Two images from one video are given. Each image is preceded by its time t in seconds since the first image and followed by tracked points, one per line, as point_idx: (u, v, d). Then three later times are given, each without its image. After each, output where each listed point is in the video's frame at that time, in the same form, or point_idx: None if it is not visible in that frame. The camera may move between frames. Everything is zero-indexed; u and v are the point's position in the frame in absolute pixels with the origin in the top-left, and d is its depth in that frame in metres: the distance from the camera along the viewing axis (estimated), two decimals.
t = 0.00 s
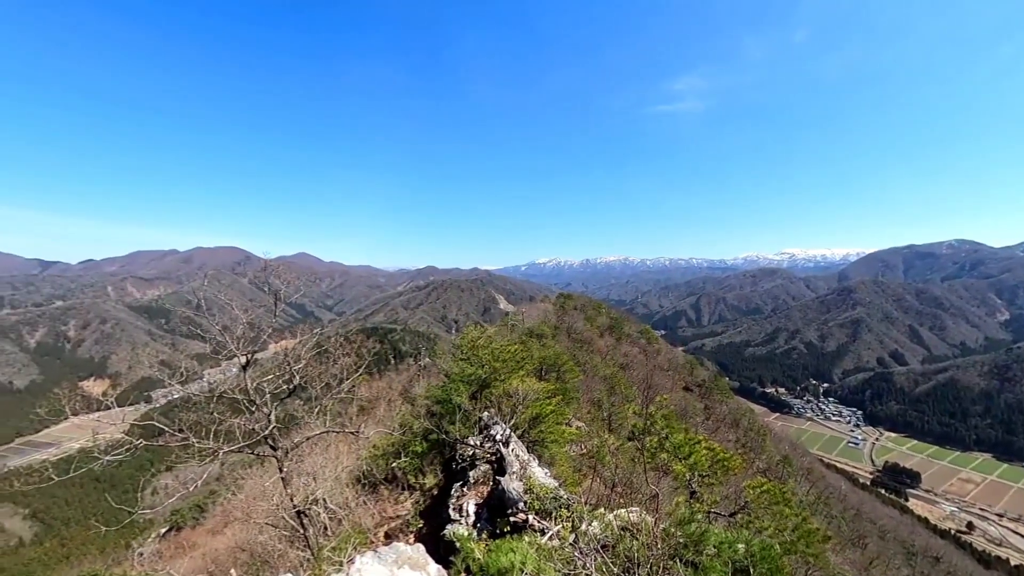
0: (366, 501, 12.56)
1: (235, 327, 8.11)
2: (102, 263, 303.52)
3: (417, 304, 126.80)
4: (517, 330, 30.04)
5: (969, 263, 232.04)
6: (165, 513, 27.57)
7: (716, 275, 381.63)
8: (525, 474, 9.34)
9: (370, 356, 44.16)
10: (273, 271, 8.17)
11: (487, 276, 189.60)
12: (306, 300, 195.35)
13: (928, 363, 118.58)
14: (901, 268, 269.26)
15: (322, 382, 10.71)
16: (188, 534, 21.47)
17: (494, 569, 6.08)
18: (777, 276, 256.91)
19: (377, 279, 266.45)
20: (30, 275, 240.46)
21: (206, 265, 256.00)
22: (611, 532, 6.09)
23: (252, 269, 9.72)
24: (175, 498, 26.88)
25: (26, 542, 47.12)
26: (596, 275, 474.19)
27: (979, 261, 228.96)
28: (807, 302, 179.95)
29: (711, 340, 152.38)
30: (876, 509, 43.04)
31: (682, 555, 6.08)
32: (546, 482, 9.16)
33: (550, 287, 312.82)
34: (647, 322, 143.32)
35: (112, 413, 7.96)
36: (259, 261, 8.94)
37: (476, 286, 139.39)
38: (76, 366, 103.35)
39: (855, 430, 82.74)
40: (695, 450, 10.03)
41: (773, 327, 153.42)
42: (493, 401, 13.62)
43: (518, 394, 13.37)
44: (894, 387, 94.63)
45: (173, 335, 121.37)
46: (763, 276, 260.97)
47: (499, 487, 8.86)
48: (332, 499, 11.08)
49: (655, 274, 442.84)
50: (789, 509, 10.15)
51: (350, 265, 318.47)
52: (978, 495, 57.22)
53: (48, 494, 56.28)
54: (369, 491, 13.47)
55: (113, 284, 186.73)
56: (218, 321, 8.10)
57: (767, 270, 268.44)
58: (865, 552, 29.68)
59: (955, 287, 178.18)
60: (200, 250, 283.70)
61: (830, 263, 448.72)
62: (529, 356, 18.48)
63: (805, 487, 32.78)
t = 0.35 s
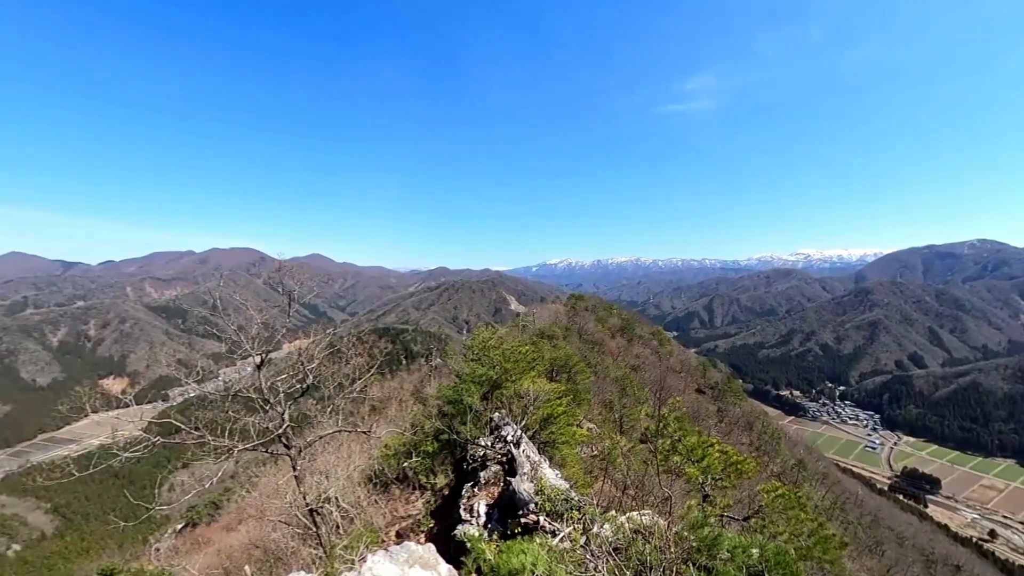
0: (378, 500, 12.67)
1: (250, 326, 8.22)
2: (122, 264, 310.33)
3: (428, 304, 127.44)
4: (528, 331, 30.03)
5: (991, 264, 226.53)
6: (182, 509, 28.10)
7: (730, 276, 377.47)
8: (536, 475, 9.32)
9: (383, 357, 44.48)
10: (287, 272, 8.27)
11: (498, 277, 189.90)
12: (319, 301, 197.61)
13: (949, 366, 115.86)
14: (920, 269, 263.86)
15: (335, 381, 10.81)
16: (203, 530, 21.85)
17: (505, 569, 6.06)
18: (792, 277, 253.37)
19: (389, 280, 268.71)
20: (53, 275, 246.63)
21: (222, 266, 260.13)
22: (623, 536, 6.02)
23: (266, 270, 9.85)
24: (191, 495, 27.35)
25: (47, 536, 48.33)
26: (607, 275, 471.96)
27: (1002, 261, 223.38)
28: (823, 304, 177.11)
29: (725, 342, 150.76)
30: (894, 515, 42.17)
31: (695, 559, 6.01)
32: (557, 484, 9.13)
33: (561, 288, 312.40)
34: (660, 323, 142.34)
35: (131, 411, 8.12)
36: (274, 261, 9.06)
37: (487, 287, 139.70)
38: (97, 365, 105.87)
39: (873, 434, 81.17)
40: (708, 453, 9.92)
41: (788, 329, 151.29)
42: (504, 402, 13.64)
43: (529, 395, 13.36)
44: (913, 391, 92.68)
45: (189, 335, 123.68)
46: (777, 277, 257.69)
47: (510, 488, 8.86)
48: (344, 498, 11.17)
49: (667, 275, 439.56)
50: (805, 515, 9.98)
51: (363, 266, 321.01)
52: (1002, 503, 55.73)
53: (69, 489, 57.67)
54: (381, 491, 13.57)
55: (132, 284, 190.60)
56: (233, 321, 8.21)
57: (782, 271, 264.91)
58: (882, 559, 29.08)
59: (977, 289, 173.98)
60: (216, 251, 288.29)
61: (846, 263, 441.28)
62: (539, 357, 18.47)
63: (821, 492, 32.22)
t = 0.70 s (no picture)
0: (388, 499, 12.78)
1: (263, 326, 8.30)
2: (139, 265, 316.35)
3: (438, 305, 127.85)
4: (538, 331, 29.98)
5: (1012, 264, 221.38)
6: (195, 505, 28.49)
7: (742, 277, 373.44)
8: (546, 476, 9.29)
9: (393, 357, 44.71)
10: (300, 273, 8.40)
11: (508, 278, 190.14)
12: (331, 301, 199.39)
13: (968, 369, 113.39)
14: (938, 270, 258.95)
15: (346, 381, 10.91)
16: (216, 527, 22.17)
17: (515, 571, 6.05)
18: (806, 278, 250.13)
19: (399, 281, 269.92)
20: (73, 275, 252.33)
21: (236, 267, 263.76)
22: (633, 537, 6.00)
23: (278, 271, 10.00)
24: (206, 492, 27.77)
25: (66, 530, 49.48)
26: (618, 276, 469.77)
27: None
28: (838, 305, 174.57)
29: (737, 343, 149.21)
30: (910, 521, 41.40)
31: (707, 561, 5.99)
32: (567, 485, 9.12)
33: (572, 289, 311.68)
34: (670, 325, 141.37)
35: (148, 409, 8.29)
36: (286, 261, 9.15)
37: (497, 288, 139.85)
38: (114, 363, 108.11)
39: (889, 438, 79.75)
40: (719, 455, 9.80)
41: (802, 330, 149.27)
42: (514, 403, 13.65)
43: (539, 396, 13.37)
44: (931, 394, 90.84)
45: (204, 334, 125.66)
46: (791, 278, 254.37)
47: (519, 488, 8.88)
48: (355, 497, 11.27)
49: (679, 276, 436.28)
50: (819, 520, 9.82)
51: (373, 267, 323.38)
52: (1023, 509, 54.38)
53: (87, 485, 58.90)
54: (392, 490, 13.68)
55: (149, 285, 194.21)
56: (247, 321, 8.32)
57: (796, 272, 261.36)
58: (899, 565, 28.52)
59: (998, 290, 170.19)
60: (230, 252, 292.45)
61: (861, 264, 434.50)
62: (549, 357, 18.45)
63: (835, 496, 31.69)
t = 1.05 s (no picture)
0: (399, 498, 12.87)
1: (277, 326, 8.43)
2: (157, 266, 322.35)
3: (450, 306, 128.32)
4: (549, 332, 29.97)
5: None
6: (211, 503, 28.94)
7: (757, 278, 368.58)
8: (557, 478, 9.28)
9: (405, 358, 44.96)
10: (312, 274, 8.51)
11: (519, 279, 190.11)
12: (343, 302, 201.44)
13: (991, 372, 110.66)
14: (959, 270, 252.95)
15: (358, 381, 11.00)
16: (231, 524, 22.51)
17: (525, 572, 6.06)
18: (822, 278, 246.26)
19: (411, 282, 271.53)
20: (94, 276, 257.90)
21: (251, 268, 267.56)
22: (644, 540, 5.97)
23: (291, 271, 10.14)
24: (221, 489, 28.22)
25: (87, 525, 50.75)
26: (629, 277, 467.43)
27: None
28: (854, 306, 171.57)
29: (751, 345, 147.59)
30: (929, 527, 40.52)
31: (719, 567, 5.94)
32: (578, 487, 9.08)
33: (583, 290, 310.36)
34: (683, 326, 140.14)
35: (165, 406, 8.44)
36: (300, 262, 9.26)
37: (509, 289, 139.94)
38: (133, 362, 110.38)
39: (908, 442, 78.16)
40: (733, 459, 9.66)
41: (817, 332, 147.09)
42: (524, 404, 13.64)
43: (549, 398, 13.33)
44: (951, 398, 88.86)
45: (219, 334, 127.72)
46: (806, 279, 250.60)
47: (530, 489, 8.87)
48: (367, 496, 11.34)
49: (691, 276, 432.40)
50: (836, 525, 9.62)
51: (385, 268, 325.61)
52: None
53: (107, 481, 60.18)
54: (402, 489, 13.78)
55: (166, 286, 197.87)
56: (261, 321, 8.45)
57: (811, 273, 257.59)
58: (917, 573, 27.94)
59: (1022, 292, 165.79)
60: (245, 253, 296.48)
61: (879, 264, 426.55)
62: (560, 358, 18.40)
63: (852, 502, 31.14)
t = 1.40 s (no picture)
0: (409, 498, 12.95)
1: (288, 326, 8.52)
2: (172, 267, 327.69)
3: (460, 306, 128.77)
4: (559, 333, 29.92)
5: None
6: (224, 500, 29.32)
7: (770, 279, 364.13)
8: (566, 479, 9.23)
9: (415, 358, 45.20)
10: (324, 275, 8.60)
11: (529, 279, 190.02)
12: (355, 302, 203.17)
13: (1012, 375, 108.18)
14: (979, 271, 247.57)
15: (370, 380, 11.09)
16: (243, 521, 22.79)
17: (534, 573, 6.05)
18: (836, 279, 242.72)
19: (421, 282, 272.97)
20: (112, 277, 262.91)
21: (264, 268, 270.84)
22: (654, 543, 5.91)
23: (303, 272, 10.24)
24: (234, 487, 28.61)
25: (104, 520, 51.80)
26: (640, 278, 465.07)
27: None
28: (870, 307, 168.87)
29: (763, 346, 145.88)
30: (947, 534, 39.69)
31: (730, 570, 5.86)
32: (588, 488, 9.04)
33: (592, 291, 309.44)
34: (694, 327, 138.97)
35: (180, 405, 8.55)
36: (311, 263, 9.35)
37: (519, 289, 139.89)
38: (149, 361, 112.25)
39: (925, 447, 76.70)
40: (744, 462, 9.52)
41: (832, 334, 144.99)
42: (534, 405, 13.65)
43: (559, 399, 13.29)
44: (970, 402, 87.01)
45: (232, 334, 129.47)
46: (821, 279, 247.18)
47: (540, 491, 8.87)
48: (377, 495, 11.42)
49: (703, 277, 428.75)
50: (849, 530, 9.48)
51: (396, 269, 327.58)
52: None
53: (123, 478, 61.30)
54: (412, 489, 13.85)
55: (182, 287, 201.07)
56: (273, 321, 8.53)
57: (825, 274, 254.09)
58: None
59: None
60: (258, 254, 300.14)
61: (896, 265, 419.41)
62: (570, 359, 18.36)
63: (867, 507, 30.64)
